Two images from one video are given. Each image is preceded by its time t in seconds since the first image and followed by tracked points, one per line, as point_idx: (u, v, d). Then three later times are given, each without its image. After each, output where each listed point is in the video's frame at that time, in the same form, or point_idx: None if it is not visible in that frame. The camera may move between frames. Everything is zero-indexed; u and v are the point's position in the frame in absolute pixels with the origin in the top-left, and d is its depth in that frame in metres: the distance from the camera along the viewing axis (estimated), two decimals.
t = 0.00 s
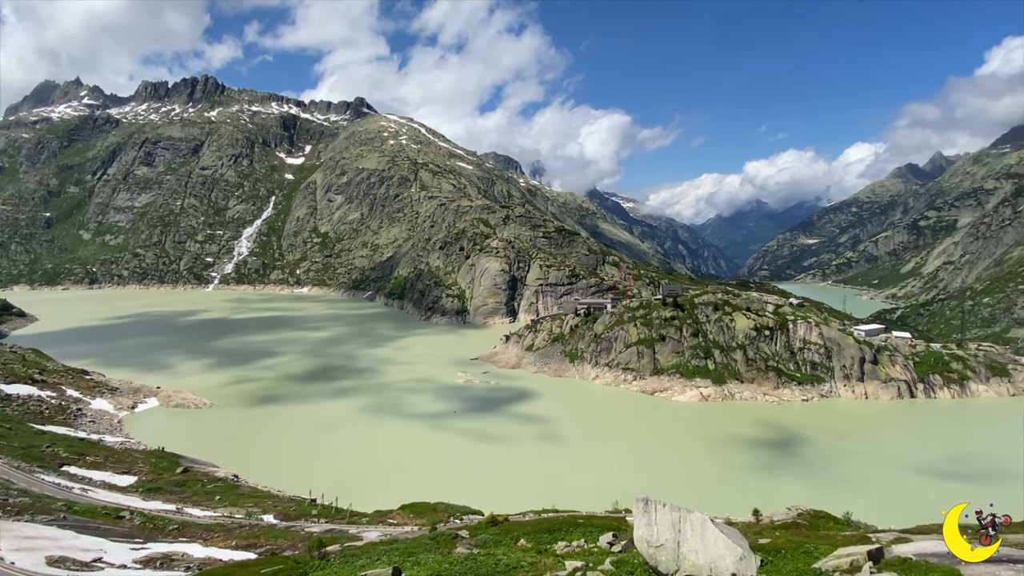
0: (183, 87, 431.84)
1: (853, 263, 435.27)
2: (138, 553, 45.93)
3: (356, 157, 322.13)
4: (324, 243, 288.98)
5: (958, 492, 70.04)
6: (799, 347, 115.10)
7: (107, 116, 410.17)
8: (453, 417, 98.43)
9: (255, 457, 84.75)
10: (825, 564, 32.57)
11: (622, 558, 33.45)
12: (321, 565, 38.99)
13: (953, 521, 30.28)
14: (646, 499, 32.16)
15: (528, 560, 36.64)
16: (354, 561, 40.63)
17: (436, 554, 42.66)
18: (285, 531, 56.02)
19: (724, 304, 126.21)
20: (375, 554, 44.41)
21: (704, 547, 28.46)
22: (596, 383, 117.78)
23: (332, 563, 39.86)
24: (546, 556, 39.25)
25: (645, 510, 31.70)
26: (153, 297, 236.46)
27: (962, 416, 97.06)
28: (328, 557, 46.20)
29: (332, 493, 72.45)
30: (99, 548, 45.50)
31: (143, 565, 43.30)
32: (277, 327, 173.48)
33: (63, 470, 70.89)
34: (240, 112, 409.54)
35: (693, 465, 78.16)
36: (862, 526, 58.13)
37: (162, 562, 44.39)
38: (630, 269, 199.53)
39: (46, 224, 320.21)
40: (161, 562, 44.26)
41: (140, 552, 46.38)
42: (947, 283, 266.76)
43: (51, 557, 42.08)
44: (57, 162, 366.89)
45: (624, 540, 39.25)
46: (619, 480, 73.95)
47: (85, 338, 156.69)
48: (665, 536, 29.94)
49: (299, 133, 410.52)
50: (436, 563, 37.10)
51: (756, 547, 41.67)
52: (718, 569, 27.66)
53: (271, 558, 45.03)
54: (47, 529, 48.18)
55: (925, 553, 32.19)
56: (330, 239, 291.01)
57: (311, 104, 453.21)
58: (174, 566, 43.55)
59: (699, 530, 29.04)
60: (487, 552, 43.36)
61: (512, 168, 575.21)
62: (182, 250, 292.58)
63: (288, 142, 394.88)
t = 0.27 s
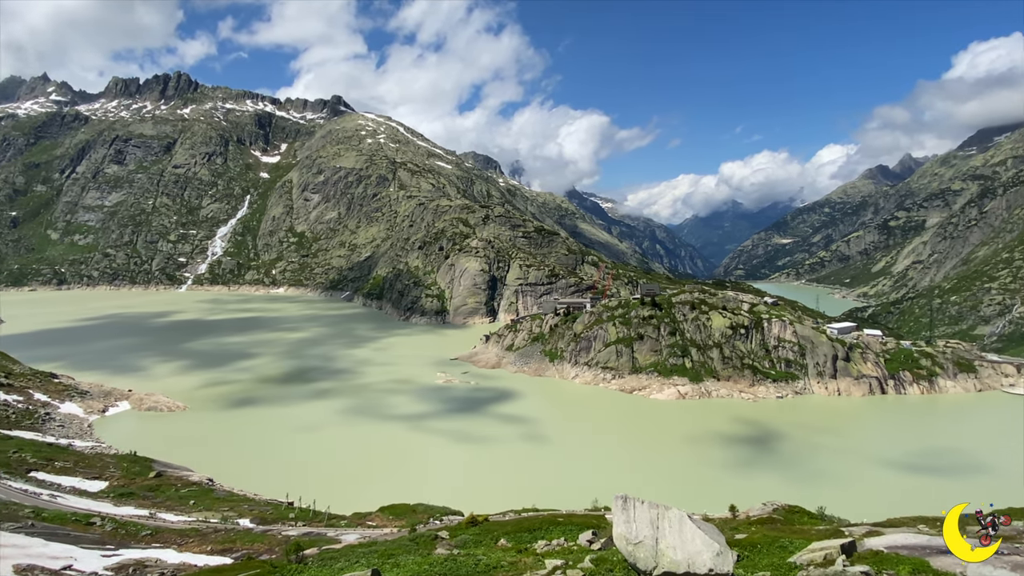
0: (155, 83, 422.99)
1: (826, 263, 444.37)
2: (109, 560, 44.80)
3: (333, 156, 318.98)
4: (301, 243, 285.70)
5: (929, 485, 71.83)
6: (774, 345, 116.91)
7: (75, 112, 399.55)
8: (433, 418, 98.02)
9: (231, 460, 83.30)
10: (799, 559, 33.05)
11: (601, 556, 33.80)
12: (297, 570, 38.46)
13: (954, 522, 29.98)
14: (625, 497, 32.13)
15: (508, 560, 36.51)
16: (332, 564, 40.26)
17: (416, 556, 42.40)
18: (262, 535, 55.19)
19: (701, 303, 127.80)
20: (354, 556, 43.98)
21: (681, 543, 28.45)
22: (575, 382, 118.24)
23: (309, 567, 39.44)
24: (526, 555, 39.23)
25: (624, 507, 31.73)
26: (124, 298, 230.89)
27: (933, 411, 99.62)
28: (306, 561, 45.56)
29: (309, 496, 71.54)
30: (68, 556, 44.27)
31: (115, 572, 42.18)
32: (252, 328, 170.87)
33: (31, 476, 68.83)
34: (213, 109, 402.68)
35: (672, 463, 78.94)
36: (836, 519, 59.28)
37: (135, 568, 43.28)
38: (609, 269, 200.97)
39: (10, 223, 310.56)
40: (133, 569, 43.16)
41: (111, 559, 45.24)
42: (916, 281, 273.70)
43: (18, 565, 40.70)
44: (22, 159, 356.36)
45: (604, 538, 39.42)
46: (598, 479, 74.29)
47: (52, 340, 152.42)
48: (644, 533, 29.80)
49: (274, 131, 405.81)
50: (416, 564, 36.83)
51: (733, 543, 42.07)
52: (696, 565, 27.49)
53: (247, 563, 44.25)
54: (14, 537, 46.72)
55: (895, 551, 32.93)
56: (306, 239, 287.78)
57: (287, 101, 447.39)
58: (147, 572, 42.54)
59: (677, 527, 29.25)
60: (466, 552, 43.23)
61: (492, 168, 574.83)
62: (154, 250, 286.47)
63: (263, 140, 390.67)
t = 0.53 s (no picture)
0: (126, 80, 414.04)
1: (800, 263, 452.63)
2: (79, 567, 43.66)
3: (310, 155, 315.54)
4: (277, 243, 282.28)
5: (900, 479, 73.54)
6: (749, 344, 118.47)
7: (42, 108, 388.72)
8: (413, 419, 97.59)
9: (206, 464, 81.85)
10: (776, 553, 33.55)
11: (581, 555, 34.05)
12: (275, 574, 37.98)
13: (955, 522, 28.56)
14: (604, 495, 32.43)
15: (488, 561, 36.49)
16: (311, 568, 39.91)
17: (395, 558, 42.12)
18: (237, 540, 54.28)
19: (679, 303, 129.08)
20: (333, 560, 43.52)
21: (659, 541, 28.77)
22: (555, 382, 118.56)
23: (288, 572, 38.99)
24: (506, 555, 39.20)
25: (603, 506, 32.04)
26: (94, 299, 225.21)
27: (905, 408, 102.04)
28: (283, 566, 44.90)
29: (286, 500, 70.62)
30: (36, 563, 43.09)
31: None
32: (228, 329, 168.27)
33: None
34: (187, 107, 395.56)
35: (650, 461, 79.64)
36: (810, 515, 60.34)
37: None
38: (588, 269, 202.27)
39: None
40: None
41: (81, 566, 44.05)
42: (887, 281, 280.22)
43: None
44: None
45: (584, 536, 39.64)
46: (578, 477, 74.70)
47: (17, 343, 148.01)
48: (622, 531, 29.98)
49: (249, 129, 400.47)
50: (395, 567, 36.50)
51: (711, 540, 42.53)
52: (673, 562, 27.87)
53: (222, 568, 43.45)
54: None
55: (868, 550, 33.37)
56: (282, 239, 284.40)
57: (263, 100, 441.41)
58: None
59: (656, 524, 29.62)
60: (445, 554, 43.03)
61: (471, 168, 574.26)
62: (125, 250, 280.10)
63: (238, 139, 385.36)
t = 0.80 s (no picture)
0: (98, 76, 405.21)
1: (776, 264, 460.06)
2: None
3: (288, 154, 312.08)
4: (254, 243, 278.61)
5: (874, 475, 75.07)
6: (727, 343, 120.00)
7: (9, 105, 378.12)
8: (394, 421, 96.93)
9: (181, 468, 80.40)
10: (753, 550, 34.06)
11: (561, 554, 34.04)
12: None
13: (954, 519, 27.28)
14: (585, 495, 32.53)
15: (468, 562, 36.36)
16: (288, 573, 39.36)
17: (375, 561, 41.76)
18: (214, 545, 53.35)
19: (658, 303, 130.28)
20: (311, 564, 42.99)
21: (640, 539, 28.96)
22: (536, 382, 118.80)
23: None
24: (487, 556, 39.03)
25: (584, 506, 32.08)
26: (64, 301, 219.54)
27: (879, 406, 104.19)
28: (261, 570, 44.25)
29: (263, 504, 69.64)
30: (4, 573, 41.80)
31: None
32: (204, 331, 165.48)
33: None
34: (161, 104, 388.45)
35: (630, 460, 80.18)
36: (786, 511, 61.28)
37: None
38: (569, 269, 203.20)
39: None
40: None
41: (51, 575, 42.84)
42: (860, 281, 286.07)
43: None
44: None
45: (564, 536, 39.68)
46: (558, 478, 74.84)
47: None
48: (603, 530, 30.01)
49: (226, 128, 394.70)
50: (374, 569, 36.10)
51: (691, 537, 42.95)
52: (654, 560, 28.10)
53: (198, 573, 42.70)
54: None
55: (844, 545, 33.97)
56: (260, 239, 280.77)
57: (240, 98, 435.31)
58: None
59: (636, 523, 29.76)
60: (425, 555, 42.81)
61: (452, 169, 573.19)
62: (97, 250, 273.74)
63: (214, 137, 379.74)
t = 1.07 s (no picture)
0: (70, 72, 396.67)
1: (754, 264, 466.43)
2: None
3: (267, 153, 308.48)
4: (232, 243, 274.91)
5: (851, 472, 76.29)
6: (707, 343, 121.33)
7: None
8: (376, 423, 96.20)
9: (157, 473, 78.89)
10: (732, 547, 34.35)
11: (543, 555, 34.00)
12: None
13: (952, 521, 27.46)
14: (566, 495, 32.43)
15: (449, 563, 36.17)
16: None
17: (355, 563, 41.40)
18: (191, 550, 52.47)
19: (639, 304, 131.26)
20: (290, 567, 42.50)
21: (620, 538, 29.10)
22: (518, 382, 118.93)
23: None
24: (469, 557, 38.87)
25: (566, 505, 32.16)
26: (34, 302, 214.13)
27: (855, 404, 106.04)
28: (238, 575, 43.59)
29: (242, 507, 68.59)
30: None
31: None
32: (180, 332, 162.75)
33: None
34: (136, 101, 381.40)
35: (612, 460, 80.58)
36: (764, 508, 62.05)
37: None
38: (551, 270, 204.02)
39: None
40: None
41: None
42: (836, 282, 291.39)
43: None
44: None
45: (546, 536, 39.74)
46: (540, 478, 74.83)
47: None
48: (585, 530, 30.09)
49: (203, 126, 388.96)
50: (354, 572, 35.73)
51: (670, 535, 43.31)
52: (634, 560, 28.18)
53: None
54: None
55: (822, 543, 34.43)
56: (237, 239, 277.08)
57: (217, 95, 429.14)
58: None
59: (617, 522, 29.90)
60: (406, 557, 42.56)
61: (434, 168, 571.47)
62: (69, 250, 267.68)
63: (191, 135, 374.10)
